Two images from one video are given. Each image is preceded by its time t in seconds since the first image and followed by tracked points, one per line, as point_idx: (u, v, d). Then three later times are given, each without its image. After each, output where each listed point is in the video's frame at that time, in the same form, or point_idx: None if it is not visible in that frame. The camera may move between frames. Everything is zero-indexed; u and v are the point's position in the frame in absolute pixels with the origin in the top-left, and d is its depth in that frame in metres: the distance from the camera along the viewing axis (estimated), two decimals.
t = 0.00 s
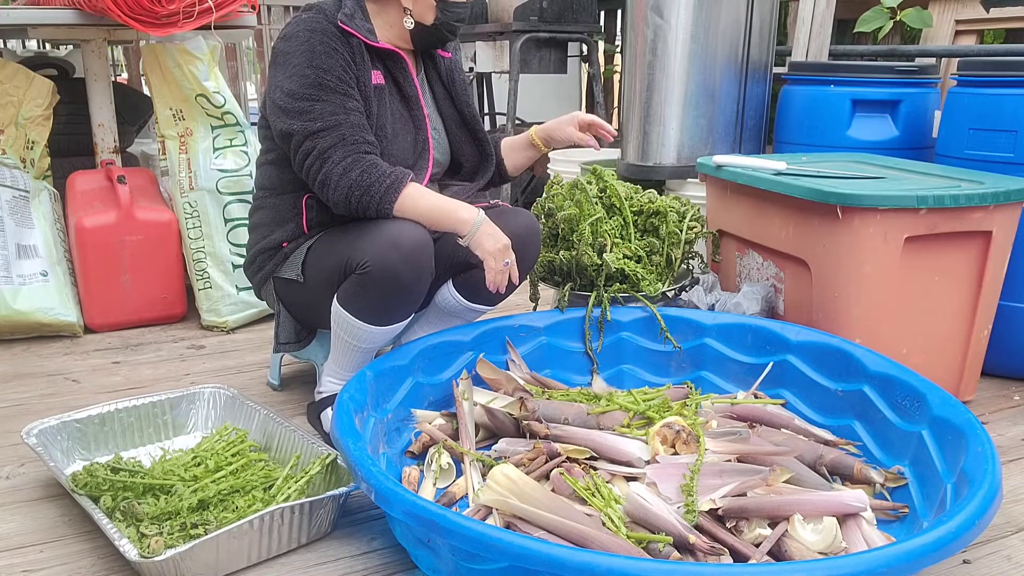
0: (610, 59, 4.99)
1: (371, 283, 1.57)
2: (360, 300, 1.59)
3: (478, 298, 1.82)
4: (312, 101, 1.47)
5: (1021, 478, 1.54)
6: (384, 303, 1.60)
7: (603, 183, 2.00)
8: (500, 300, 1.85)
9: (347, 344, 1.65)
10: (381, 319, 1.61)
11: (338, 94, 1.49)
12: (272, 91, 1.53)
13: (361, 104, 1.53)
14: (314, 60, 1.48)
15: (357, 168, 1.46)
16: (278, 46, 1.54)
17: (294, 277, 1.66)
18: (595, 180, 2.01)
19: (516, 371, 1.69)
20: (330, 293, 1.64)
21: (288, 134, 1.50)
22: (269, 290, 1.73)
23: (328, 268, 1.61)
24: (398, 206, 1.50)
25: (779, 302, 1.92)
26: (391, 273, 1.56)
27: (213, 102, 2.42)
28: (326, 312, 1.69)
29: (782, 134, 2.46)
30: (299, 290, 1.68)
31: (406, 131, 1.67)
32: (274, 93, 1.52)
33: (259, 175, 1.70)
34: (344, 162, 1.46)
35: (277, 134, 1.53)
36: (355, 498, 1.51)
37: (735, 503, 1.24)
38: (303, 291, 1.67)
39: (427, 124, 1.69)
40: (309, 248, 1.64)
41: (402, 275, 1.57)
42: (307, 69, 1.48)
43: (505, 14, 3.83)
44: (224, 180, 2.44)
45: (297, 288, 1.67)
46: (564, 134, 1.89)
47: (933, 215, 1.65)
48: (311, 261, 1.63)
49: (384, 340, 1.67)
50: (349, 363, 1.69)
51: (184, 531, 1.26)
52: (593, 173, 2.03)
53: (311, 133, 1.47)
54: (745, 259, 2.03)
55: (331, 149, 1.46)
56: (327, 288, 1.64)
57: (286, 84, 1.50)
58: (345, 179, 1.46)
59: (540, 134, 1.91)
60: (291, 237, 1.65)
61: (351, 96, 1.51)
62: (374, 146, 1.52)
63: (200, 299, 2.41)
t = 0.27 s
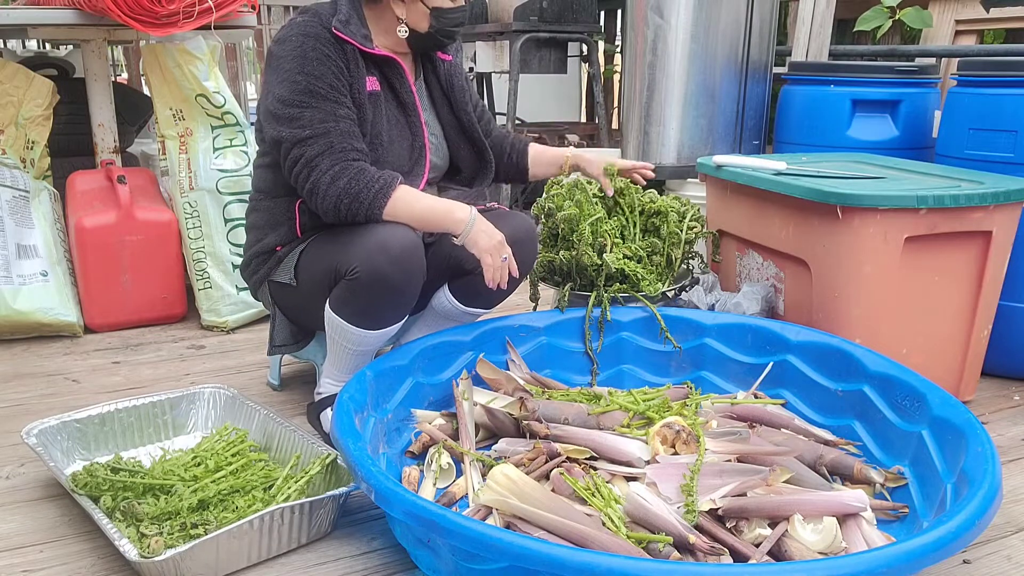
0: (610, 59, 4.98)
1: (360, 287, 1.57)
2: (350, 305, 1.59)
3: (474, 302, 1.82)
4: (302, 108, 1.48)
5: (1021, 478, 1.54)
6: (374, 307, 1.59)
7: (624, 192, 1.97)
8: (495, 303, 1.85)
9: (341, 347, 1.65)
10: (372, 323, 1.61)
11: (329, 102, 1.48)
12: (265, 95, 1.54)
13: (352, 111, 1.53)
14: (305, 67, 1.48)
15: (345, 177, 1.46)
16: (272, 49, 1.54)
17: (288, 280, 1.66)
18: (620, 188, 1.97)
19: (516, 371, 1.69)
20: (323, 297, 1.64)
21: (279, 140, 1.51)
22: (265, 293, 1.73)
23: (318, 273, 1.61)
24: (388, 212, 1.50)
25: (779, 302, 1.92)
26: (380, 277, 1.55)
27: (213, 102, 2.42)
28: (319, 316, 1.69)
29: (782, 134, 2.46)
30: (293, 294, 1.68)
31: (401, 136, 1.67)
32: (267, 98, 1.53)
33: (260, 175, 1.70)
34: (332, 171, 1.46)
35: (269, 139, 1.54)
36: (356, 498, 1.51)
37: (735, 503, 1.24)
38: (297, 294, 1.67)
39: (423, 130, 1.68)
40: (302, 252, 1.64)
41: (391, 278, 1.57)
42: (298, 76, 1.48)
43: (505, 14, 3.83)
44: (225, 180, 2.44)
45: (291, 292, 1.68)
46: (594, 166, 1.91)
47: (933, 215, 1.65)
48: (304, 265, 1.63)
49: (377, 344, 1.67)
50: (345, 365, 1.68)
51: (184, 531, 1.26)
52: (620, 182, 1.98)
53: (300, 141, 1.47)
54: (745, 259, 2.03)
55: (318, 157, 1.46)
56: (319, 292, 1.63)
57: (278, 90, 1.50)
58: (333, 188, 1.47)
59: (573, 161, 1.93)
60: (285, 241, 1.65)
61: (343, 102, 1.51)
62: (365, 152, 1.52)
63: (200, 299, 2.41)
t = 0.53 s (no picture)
0: (610, 59, 4.98)
1: (362, 288, 1.57)
2: (352, 305, 1.59)
3: (475, 302, 1.81)
4: (298, 110, 1.48)
5: (1021, 478, 1.54)
6: (376, 307, 1.59)
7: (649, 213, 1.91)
8: (496, 303, 1.85)
9: (343, 347, 1.65)
10: (374, 323, 1.61)
11: (325, 104, 1.49)
12: (263, 100, 1.55)
13: (349, 112, 1.53)
14: (300, 70, 1.49)
15: (346, 180, 1.46)
16: (266, 54, 1.55)
17: (290, 279, 1.66)
18: (652, 209, 1.91)
19: (516, 371, 1.69)
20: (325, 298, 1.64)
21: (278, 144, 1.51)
22: (266, 292, 1.73)
23: (320, 273, 1.61)
24: (390, 213, 1.50)
25: (779, 302, 1.92)
26: (382, 277, 1.55)
27: (213, 102, 2.42)
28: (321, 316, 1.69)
29: (782, 134, 2.46)
30: (294, 293, 1.68)
31: (400, 136, 1.66)
32: (264, 102, 1.54)
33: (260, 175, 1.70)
34: (332, 174, 1.46)
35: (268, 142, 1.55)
36: (356, 498, 1.51)
37: (735, 503, 1.24)
38: (299, 293, 1.67)
39: (421, 128, 1.68)
40: (304, 251, 1.64)
41: (393, 279, 1.56)
42: (293, 78, 1.49)
43: (505, 14, 3.83)
44: (225, 180, 2.44)
45: (292, 291, 1.68)
46: (632, 193, 1.91)
47: (933, 215, 1.65)
48: (305, 265, 1.63)
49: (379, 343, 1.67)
50: (346, 365, 1.68)
51: (184, 531, 1.26)
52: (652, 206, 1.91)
53: (298, 143, 1.47)
54: (745, 259, 2.03)
55: (318, 160, 1.46)
56: (321, 292, 1.63)
57: (274, 93, 1.51)
58: (335, 191, 1.47)
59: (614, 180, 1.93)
60: (287, 241, 1.66)
61: (339, 103, 1.51)
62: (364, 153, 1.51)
63: (200, 299, 2.41)
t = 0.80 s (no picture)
0: (610, 59, 4.98)
1: (359, 287, 1.56)
2: (349, 305, 1.59)
3: (474, 301, 1.81)
4: (295, 107, 1.48)
5: (1021, 478, 1.54)
6: (374, 307, 1.59)
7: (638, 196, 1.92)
8: (495, 302, 1.85)
9: (341, 346, 1.65)
10: (372, 323, 1.61)
11: (322, 100, 1.49)
12: (260, 97, 1.55)
13: (346, 109, 1.53)
14: (296, 66, 1.49)
15: (343, 177, 1.46)
16: (263, 51, 1.55)
17: (288, 279, 1.66)
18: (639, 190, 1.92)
19: (516, 371, 1.69)
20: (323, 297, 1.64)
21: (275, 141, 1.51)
22: (265, 292, 1.73)
23: (318, 272, 1.60)
24: (386, 211, 1.50)
25: (779, 302, 1.92)
26: (380, 277, 1.55)
27: (213, 102, 2.42)
28: (318, 315, 1.69)
29: (782, 134, 2.46)
30: (292, 293, 1.68)
31: (397, 133, 1.66)
32: (261, 99, 1.54)
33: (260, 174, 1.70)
34: (329, 170, 1.46)
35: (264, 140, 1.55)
36: (356, 498, 1.51)
37: (735, 503, 1.24)
38: (297, 293, 1.67)
39: (419, 125, 1.68)
40: (302, 251, 1.64)
41: (390, 278, 1.56)
42: (290, 75, 1.49)
43: (505, 14, 3.83)
44: (225, 180, 2.44)
45: (291, 291, 1.67)
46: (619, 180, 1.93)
47: (933, 215, 1.65)
48: (304, 264, 1.63)
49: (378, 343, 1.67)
50: (345, 364, 1.68)
51: (184, 531, 1.26)
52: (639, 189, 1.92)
53: (295, 140, 1.47)
54: (745, 259, 2.03)
55: (315, 157, 1.46)
56: (319, 291, 1.63)
57: (271, 90, 1.51)
58: (332, 188, 1.47)
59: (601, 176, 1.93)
60: (286, 240, 1.66)
61: (336, 100, 1.51)
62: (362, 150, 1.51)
63: (200, 299, 2.41)
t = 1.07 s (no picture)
0: (610, 59, 4.97)
1: (358, 284, 1.56)
2: (347, 302, 1.59)
3: (475, 301, 1.81)
4: (298, 101, 1.48)
5: (1022, 478, 1.53)
6: (373, 305, 1.59)
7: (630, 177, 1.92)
8: (495, 302, 1.85)
9: (340, 344, 1.65)
10: (371, 320, 1.61)
11: (325, 95, 1.49)
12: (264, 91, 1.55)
13: (349, 104, 1.53)
14: (300, 60, 1.49)
15: (343, 171, 1.46)
16: (268, 46, 1.55)
17: (288, 276, 1.66)
18: (630, 171, 1.92)
19: (516, 371, 1.69)
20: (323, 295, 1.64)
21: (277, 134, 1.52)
22: (265, 289, 1.73)
23: (317, 270, 1.61)
24: (384, 209, 1.50)
25: (779, 302, 1.92)
26: (378, 275, 1.55)
27: (213, 102, 2.42)
28: (318, 313, 1.69)
29: (782, 134, 2.46)
30: (292, 290, 1.68)
31: (399, 131, 1.66)
32: (265, 93, 1.54)
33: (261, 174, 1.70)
34: (330, 165, 1.46)
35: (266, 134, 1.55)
36: (356, 498, 1.51)
37: (735, 503, 1.24)
38: (297, 290, 1.67)
39: (421, 123, 1.69)
40: (302, 248, 1.64)
41: (389, 276, 1.56)
42: (294, 69, 1.49)
43: (505, 14, 3.83)
44: (225, 180, 2.44)
45: (290, 288, 1.68)
46: (609, 164, 1.92)
47: (933, 215, 1.65)
48: (303, 261, 1.63)
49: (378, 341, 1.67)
50: (345, 363, 1.68)
51: (184, 531, 1.26)
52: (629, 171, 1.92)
53: (297, 134, 1.47)
54: (745, 259, 2.03)
55: (316, 151, 1.46)
56: (318, 288, 1.63)
57: (275, 84, 1.51)
58: (331, 182, 1.47)
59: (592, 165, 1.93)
60: (286, 237, 1.66)
61: (339, 95, 1.51)
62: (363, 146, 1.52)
63: (200, 299, 2.41)
